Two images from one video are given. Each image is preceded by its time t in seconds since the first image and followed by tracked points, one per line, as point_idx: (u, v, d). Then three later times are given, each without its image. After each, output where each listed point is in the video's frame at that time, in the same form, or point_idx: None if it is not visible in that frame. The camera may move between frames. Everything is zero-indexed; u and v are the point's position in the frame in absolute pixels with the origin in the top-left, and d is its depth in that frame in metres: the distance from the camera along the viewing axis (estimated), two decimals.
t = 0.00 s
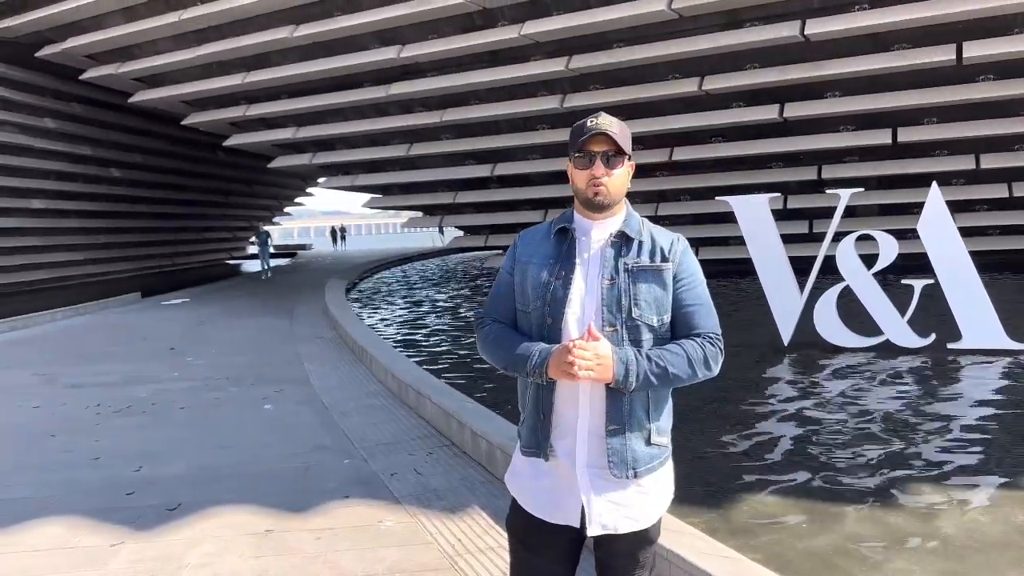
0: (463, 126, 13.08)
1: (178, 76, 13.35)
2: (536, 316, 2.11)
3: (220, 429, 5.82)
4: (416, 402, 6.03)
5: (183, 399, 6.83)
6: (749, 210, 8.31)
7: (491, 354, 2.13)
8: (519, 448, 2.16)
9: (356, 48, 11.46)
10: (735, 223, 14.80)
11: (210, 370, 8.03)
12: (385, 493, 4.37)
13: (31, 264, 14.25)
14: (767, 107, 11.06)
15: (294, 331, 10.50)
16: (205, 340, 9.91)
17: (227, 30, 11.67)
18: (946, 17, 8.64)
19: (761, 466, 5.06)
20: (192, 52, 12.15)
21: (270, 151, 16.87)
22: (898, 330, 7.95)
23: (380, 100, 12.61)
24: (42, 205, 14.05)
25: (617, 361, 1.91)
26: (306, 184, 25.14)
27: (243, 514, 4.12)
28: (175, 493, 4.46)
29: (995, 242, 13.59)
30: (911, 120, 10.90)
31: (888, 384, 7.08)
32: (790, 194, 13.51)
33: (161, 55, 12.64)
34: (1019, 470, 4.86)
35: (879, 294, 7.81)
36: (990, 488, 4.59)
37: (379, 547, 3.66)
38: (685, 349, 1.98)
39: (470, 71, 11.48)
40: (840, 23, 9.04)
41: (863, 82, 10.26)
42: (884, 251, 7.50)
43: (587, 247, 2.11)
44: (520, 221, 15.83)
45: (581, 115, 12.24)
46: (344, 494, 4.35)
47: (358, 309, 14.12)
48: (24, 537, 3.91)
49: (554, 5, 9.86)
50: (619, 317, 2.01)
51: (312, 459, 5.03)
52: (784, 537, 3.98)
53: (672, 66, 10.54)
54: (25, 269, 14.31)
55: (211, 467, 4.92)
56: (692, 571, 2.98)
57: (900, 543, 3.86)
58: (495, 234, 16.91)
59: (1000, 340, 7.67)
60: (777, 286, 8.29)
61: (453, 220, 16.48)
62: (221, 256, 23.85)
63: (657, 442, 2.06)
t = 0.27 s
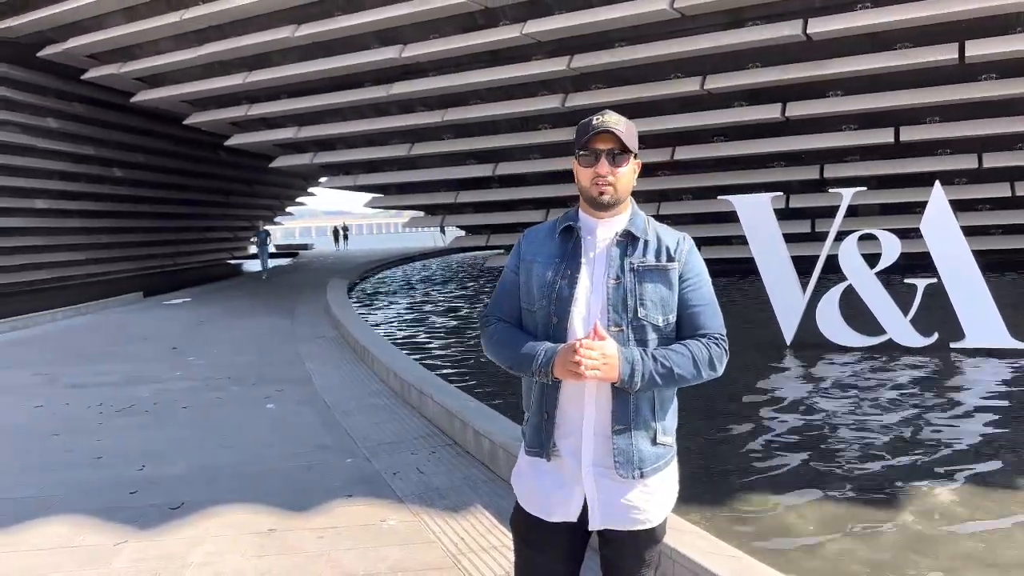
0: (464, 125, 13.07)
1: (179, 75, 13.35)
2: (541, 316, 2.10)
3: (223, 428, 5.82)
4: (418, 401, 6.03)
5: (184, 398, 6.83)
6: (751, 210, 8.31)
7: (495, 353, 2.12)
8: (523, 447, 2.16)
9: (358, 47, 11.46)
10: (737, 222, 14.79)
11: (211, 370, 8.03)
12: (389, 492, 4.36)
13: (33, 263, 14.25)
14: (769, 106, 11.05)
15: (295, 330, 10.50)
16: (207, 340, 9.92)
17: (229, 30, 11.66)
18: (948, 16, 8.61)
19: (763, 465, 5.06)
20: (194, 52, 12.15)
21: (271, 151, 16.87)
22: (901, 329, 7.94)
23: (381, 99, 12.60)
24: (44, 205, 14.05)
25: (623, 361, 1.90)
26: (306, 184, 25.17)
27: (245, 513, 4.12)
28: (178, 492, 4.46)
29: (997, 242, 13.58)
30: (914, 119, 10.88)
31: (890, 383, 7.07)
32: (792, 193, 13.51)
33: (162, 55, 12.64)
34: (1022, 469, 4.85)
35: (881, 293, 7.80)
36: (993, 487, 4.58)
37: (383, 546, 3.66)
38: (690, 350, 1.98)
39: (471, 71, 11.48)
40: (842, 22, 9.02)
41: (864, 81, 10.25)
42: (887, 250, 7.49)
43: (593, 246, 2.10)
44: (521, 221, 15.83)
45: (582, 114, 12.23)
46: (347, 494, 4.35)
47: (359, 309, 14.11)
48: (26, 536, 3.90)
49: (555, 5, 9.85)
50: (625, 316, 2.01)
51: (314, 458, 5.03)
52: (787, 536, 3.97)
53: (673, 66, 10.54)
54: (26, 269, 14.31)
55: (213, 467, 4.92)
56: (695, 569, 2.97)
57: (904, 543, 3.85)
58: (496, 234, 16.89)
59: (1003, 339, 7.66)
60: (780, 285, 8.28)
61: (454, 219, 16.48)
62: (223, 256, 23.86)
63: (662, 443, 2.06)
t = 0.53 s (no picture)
0: (464, 124, 13.07)
1: (180, 74, 13.35)
2: (544, 315, 2.10)
3: (223, 427, 5.82)
4: (419, 400, 6.04)
5: (184, 397, 6.83)
6: (751, 210, 8.31)
7: (498, 353, 2.12)
8: (526, 447, 2.16)
9: (358, 47, 11.47)
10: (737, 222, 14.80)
11: (211, 369, 8.03)
12: (390, 491, 4.37)
13: (33, 262, 14.26)
14: (769, 105, 11.05)
15: (295, 329, 10.51)
16: (207, 339, 9.92)
17: (229, 29, 11.67)
18: (949, 15, 8.61)
19: (764, 465, 5.06)
20: (194, 51, 12.15)
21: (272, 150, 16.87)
22: (901, 329, 7.95)
23: (381, 98, 12.60)
24: (44, 204, 14.06)
25: (628, 362, 1.91)
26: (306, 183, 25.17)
27: (246, 512, 4.13)
28: (179, 491, 4.46)
29: (997, 241, 13.58)
30: (914, 118, 10.88)
31: (890, 382, 7.07)
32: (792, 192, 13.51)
33: (162, 54, 12.65)
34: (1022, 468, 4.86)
35: (881, 292, 7.80)
36: (993, 486, 4.58)
37: (384, 545, 3.66)
38: (693, 349, 1.99)
39: (472, 70, 11.48)
40: (842, 21, 9.01)
41: (864, 81, 10.26)
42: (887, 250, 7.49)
43: (594, 245, 2.10)
44: (521, 220, 15.84)
45: (582, 113, 12.23)
46: (349, 493, 4.36)
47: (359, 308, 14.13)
48: (26, 535, 3.90)
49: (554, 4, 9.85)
50: (628, 316, 2.02)
51: (315, 457, 5.04)
52: (788, 535, 3.97)
53: (673, 65, 10.54)
54: (27, 268, 14.32)
55: (214, 466, 4.92)
56: (696, 568, 2.98)
57: (905, 541, 3.86)
58: (496, 233, 16.90)
59: (1003, 339, 7.66)
60: (780, 285, 8.29)
61: (454, 219, 16.48)
62: (223, 255, 23.87)
63: (665, 441, 2.07)
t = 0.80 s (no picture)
0: (463, 124, 13.08)
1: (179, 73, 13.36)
2: (539, 314, 2.11)
3: (221, 426, 5.83)
4: (417, 399, 6.04)
5: (183, 396, 6.83)
6: (750, 210, 8.32)
7: (493, 351, 2.12)
8: (521, 445, 2.16)
9: (357, 46, 11.47)
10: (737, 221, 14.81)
11: (210, 368, 8.04)
12: (387, 490, 4.38)
13: (32, 261, 14.27)
14: (768, 105, 11.06)
15: (294, 328, 10.52)
16: (205, 338, 9.92)
17: (227, 28, 11.67)
18: (948, 15, 8.61)
19: (761, 463, 5.07)
20: (194, 49, 12.15)
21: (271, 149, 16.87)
22: (899, 329, 7.96)
23: (381, 98, 12.60)
24: (43, 203, 14.07)
25: (623, 360, 1.91)
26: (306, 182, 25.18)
27: (243, 510, 4.13)
28: (177, 489, 4.47)
29: (995, 241, 13.59)
30: (913, 118, 10.88)
31: (887, 381, 7.08)
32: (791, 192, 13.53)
33: (161, 53, 12.65)
34: (1019, 468, 4.87)
35: (879, 292, 7.81)
36: (990, 485, 4.59)
37: (381, 543, 3.67)
38: (687, 348, 1.99)
39: (471, 69, 11.48)
40: (842, 21, 9.02)
41: (864, 80, 10.25)
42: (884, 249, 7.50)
43: (590, 244, 2.11)
44: (520, 219, 15.85)
45: (581, 113, 12.23)
46: (346, 491, 4.37)
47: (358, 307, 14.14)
48: (24, 532, 3.91)
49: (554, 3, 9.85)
50: (623, 315, 2.02)
51: (313, 455, 5.05)
52: (785, 534, 3.98)
53: (673, 65, 10.55)
54: (26, 267, 14.33)
55: (211, 464, 4.93)
56: (691, 566, 2.99)
57: (902, 540, 3.87)
58: (495, 232, 16.91)
59: (1001, 339, 7.67)
60: (778, 284, 8.30)
61: (453, 218, 16.49)
62: (223, 254, 23.88)
63: (659, 440, 2.08)
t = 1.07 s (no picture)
0: (463, 122, 13.07)
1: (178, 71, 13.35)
2: (536, 311, 2.11)
3: (219, 424, 5.83)
4: (415, 398, 6.04)
5: (182, 394, 6.84)
6: (750, 209, 8.32)
7: (490, 348, 2.13)
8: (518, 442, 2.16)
9: (357, 44, 11.47)
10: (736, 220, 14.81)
11: (209, 366, 8.04)
12: (385, 488, 4.38)
13: (31, 259, 14.26)
14: (768, 104, 11.06)
15: (293, 327, 10.52)
16: (204, 336, 9.92)
17: (227, 26, 11.66)
18: (949, 14, 8.60)
19: (759, 462, 5.07)
20: (194, 48, 12.14)
21: (270, 147, 16.87)
22: (898, 328, 7.96)
23: (380, 96, 12.59)
24: (42, 201, 14.06)
25: (619, 356, 1.91)
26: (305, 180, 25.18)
27: (242, 508, 4.13)
28: (175, 488, 4.47)
29: (994, 241, 13.60)
30: (913, 117, 10.88)
31: (886, 381, 7.08)
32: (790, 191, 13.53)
33: (161, 51, 12.64)
34: (1017, 467, 4.87)
35: (878, 291, 7.82)
36: (988, 484, 4.60)
37: (379, 541, 3.67)
38: (685, 344, 1.99)
39: (471, 68, 11.47)
40: (841, 20, 9.01)
41: (863, 79, 10.26)
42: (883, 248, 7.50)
43: (588, 241, 2.11)
44: (519, 218, 15.85)
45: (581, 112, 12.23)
46: (344, 489, 4.37)
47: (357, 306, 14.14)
48: (23, 531, 3.91)
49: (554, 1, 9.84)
50: (621, 312, 2.02)
51: (311, 454, 5.05)
52: (783, 533, 3.98)
53: (673, 63, 10.55)
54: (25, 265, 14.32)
55: (210, 462, 4.93)
56: (689, 565, 2.99)
57: (900, 539, 3.87)
58: (494, 231, 16.92)
59: (999, 338, 7.68)
60: (777, 283, 8.30)
61: (452, 216, 16.48)
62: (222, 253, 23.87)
63: (657, 437, 2.07)
